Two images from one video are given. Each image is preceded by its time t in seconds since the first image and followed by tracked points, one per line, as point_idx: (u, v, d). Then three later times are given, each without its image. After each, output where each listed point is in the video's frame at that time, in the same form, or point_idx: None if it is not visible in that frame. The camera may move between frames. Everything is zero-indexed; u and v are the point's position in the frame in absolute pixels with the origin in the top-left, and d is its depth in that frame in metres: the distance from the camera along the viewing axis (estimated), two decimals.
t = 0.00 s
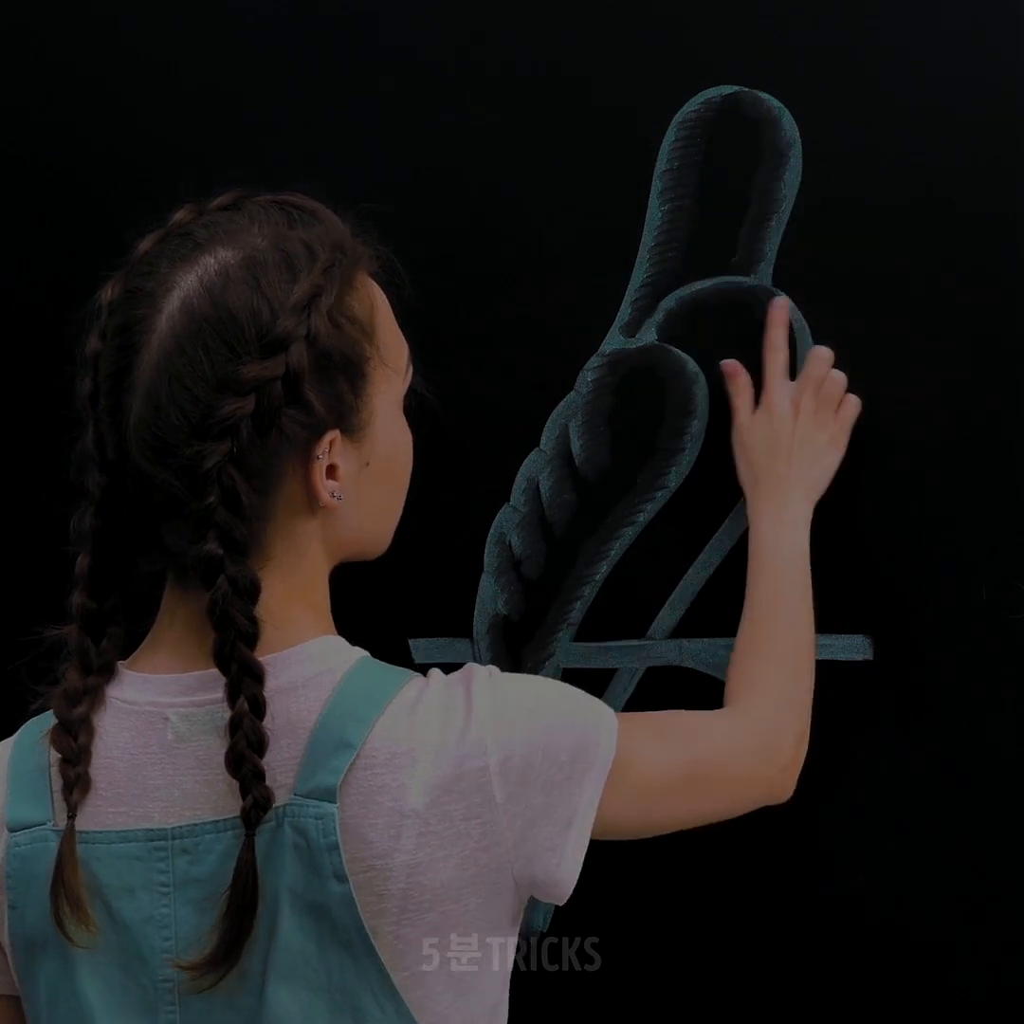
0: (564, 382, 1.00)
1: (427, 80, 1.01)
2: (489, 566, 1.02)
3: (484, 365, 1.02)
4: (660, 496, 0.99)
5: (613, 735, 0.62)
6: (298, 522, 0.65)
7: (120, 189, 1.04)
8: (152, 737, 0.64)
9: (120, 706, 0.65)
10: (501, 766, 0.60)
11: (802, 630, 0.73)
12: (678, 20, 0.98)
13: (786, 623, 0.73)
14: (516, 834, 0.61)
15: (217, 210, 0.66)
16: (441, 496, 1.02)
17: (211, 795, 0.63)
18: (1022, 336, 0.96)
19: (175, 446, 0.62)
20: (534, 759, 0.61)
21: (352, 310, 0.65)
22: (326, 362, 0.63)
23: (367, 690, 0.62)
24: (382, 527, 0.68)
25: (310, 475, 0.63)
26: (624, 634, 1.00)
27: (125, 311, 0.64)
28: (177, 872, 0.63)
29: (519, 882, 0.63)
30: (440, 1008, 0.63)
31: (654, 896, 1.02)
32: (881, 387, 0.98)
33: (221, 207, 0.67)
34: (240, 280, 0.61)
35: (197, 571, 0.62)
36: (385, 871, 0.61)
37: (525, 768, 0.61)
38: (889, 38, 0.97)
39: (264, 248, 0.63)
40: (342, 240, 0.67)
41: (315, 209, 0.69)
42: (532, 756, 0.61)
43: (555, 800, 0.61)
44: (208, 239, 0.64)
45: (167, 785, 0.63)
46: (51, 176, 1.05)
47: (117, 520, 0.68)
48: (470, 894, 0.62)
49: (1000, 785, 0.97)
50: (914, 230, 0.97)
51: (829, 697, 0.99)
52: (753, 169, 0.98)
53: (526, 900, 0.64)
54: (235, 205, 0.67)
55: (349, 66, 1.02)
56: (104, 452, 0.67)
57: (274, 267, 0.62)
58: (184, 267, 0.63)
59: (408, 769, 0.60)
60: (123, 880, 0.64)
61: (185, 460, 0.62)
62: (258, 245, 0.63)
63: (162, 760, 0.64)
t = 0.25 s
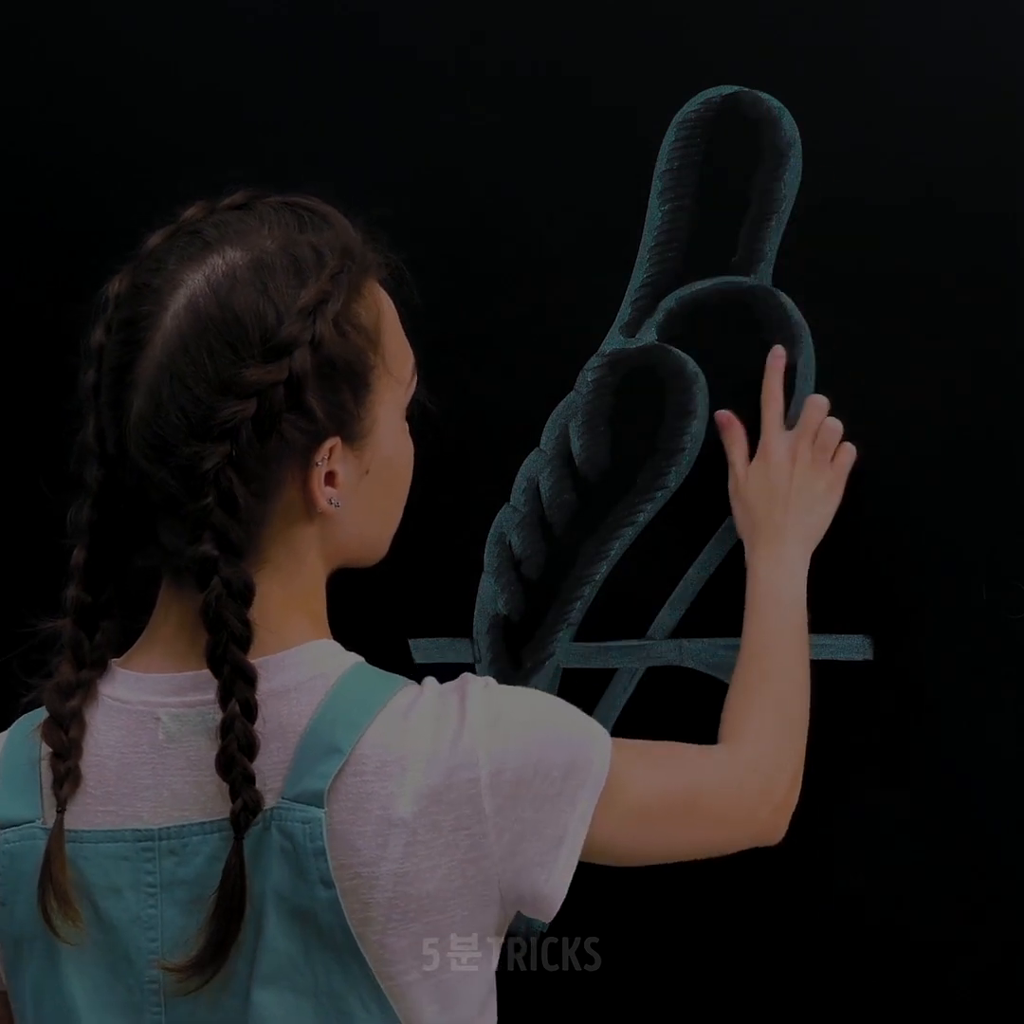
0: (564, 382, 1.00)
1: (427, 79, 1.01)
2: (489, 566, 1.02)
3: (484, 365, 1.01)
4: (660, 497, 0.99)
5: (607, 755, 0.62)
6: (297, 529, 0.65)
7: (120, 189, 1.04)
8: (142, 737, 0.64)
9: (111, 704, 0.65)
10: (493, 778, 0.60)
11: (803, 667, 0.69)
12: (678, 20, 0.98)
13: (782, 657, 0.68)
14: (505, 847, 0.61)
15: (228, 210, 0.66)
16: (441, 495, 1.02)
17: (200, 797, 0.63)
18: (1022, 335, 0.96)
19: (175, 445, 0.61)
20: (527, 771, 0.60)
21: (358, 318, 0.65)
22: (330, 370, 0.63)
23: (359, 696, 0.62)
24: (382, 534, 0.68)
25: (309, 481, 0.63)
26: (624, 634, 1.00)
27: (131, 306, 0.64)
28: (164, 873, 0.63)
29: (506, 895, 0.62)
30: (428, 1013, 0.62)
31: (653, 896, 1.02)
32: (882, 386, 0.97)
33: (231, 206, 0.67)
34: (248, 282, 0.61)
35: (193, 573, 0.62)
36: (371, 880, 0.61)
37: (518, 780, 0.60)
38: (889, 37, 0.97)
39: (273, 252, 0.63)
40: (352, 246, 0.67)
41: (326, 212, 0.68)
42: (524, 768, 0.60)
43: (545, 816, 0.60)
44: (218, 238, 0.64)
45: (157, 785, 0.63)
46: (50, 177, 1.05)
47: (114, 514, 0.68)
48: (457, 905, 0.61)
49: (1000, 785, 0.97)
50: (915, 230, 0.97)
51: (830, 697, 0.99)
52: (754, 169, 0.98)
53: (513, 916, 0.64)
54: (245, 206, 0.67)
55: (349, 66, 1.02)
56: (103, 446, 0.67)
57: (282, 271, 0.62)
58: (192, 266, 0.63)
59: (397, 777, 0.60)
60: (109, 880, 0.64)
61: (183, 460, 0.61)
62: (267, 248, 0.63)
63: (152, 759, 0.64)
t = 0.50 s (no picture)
0: (563, 382, 1.00)
1: (427, 79, 1.01)
2: (489, 566, 1.02)
3: (484, 365, 1.01)
4: (660, 497, 0.99)
5: (589, 778, 0.62)
6: (280, 531, 0.65)
7: (120, 190, 1.04)
8: (122, 740, 0.64)
9: (91, 706, 0.65)
10: (474, 789, 0.60)
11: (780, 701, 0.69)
12: (678, 20, 0.98)
13: (764, 721, 0.68)
14: (484, 860, 0.60)
15: (218, 209, 0.66)
16: (440, 495, 1.02)
17: (179, 800, 0.63)
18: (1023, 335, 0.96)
19: (160, 443, 0.61)
20: (509, 785, 0.60)
21: (347, 320, 0.65)
22: (317, 370, 0.63)
23: (340, 701, 0.61)
24: (366, 538, 0.68)
25: (293, 483, 0.63)
26: (624, 634, 1.00)
27: (118, 304, 0.64)
28: (142, 876, 0.63)
29: (484, 907, 0.62)
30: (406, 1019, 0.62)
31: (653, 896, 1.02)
32: (881, 386, 0.97)
33: (222, 207, 0.67)
34: (235, 281, 0.61)
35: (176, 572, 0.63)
36: (348, 888, 0.60)
37: (499, 793, 0.60)
38: (889, 37, 0.97)
39: (262, 251, 0.63)
40: (340, 248, 0.67)
41: (317, 214, 0.68)
42: (506, 782, 0.60)
43: (526, 832, 0.60)
44: (206, 237, 0.64)
45: (135, 788, 0.63)
46: (50, 177, 1.05)
47: (98, 513, 0.69)
48: (435, 916, 0.61)
49: (1000, 785, 0.97)
50: (915, 230, 0.97)
51: (831, 698, 0.99)
52: (754, 169, 0.98)
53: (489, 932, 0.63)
54: (236, 206, 0.67)
55: (348, 66, 1.02)
56: (88, 444, 0.67)
57: (270, 271, 0.62)
58: (180, 264, 0.63)
59: (376, 786, 0.60)
60: (87, 883, 0.64)
61: (168, 458, 0.61)
62: (256, 247, 0.63)
63: (131, 762, 0.63)
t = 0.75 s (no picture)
0: (563, 382, 1.00)
1: (427, 79, 1.01)
2: (489, 566, 1.01)
3: (483, 364, 1.01)
4: (660, 497, 0.99)
5: (561, 807, 0.61)
6: (255, 534, 0.65)
7: (119, 189, 1.04)
8: (91, 741, 0.64)
9: (62, 705, 0.65)
10: (443, 803, 0.60)
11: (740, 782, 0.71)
12: (678, 20, 0.98)
13: (722, 793, 0.69)
14: (450, 877, 0.60)
15: (209, 210, 0.66)
16: (439, 494, 1.02)
17: (148, 802, 0.63)
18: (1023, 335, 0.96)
19: (140, 438, 0.61)
20: (479, 802, 0.60)
21: (331, 326, 0.65)
22: (300, 373, 0.63)
23: (310, 707, 0.61)
24: (340, 545, 0.68)
25: (271, 486, 0.63)
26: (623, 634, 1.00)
27: (103, 297, 0.64)
28: (110, 877, 0.63)
29: (448, 922, 0.62)
30: None
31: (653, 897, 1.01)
32: (881, 386, 0.97)
33: (212, 209, 0.67)
34: (222, 280, 0.61)
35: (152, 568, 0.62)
36: (312, 897, 0.60)
37: (468, 809, 0.60)
38: (888, 36, 0.97)
39: (250, 252, 0.63)
40: (328, 255, 0.67)
41: (304, 221, 0.69)
42: (476, 798, 0.60)
43: (494, 854, 0.60)
44: (195, 236, 0.64)
45: (104, 789, 0.63)
46: (49, 178, 1.05)
47: (75, 506, 0.68)
48: (399, 928, 0.61)
49: (998, 785, 0.97)
50: (915, 230, 0.97)
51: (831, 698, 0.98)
52: (754, 169, 0.98)
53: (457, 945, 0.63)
54: (226, 208, 0.67)
55: (348, 67, 1.02)
56: (67, 439, 0.67)
57: (257, 272, 0.62)
58: (167, 261, 0.63)
59: (344, 794, 0.60)
60: (55, 883, 0.64)
61: (146, 452, 0.61)
62: (244, 248, 0.63)
63: (101, 763, 0.63)
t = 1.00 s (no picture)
0: (563, 382, 1.00)
1: (428, 79, 1.01)
2: (489, 566, 1.01)
3: (483, 363, 1.01)
4: (660, 496, 0.99)
5: (537, 828, 0.61)
6: (231, 526, 0.64)
7: (119, 190, 1.04)
8: (67, 744, 0.64)
9: (38, 708, 0.65)
10: (418, 809, 0.59)
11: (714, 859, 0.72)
12: (677, 21, 0.98)
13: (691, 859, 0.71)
14: (423, 884, 0.60)
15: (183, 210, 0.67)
16: (439, 493, 1.01)
17: (124, 805, 0.63)
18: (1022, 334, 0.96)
19: (117, 425, 0.61)
20: (456, 811, 0.60)
21: (306, 318, 0.66)
22: (277, 361, 0.63)
23: (286, 709, 0.61)
24: (313, 546, 0.68)
25: (247, 474, 0.63)
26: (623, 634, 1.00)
27: (78, 291, 0.65)
28: (87, 881, 0.63)
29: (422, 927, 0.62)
30: None
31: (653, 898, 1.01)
32: (881, 386, 0.97)
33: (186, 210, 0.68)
34: (198, 270, 0.62)
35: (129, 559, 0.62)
36: (286, 899, 0.60)
37: (445, 819, 0.60)
38: (888, 37, 0.97)
39: (224, 244, 0.64)
40: (303, 255, 0.68)
41: (277, 225, 0.70)
42: (452, 808, 0.60)
43: (471, 865, 0.60)
44: (169, 233, 0.64)
45: (79, 792, 0.63)
46: (48, 178, 1.05)
47: (47, 507, 0.68)
48: (373, 934, 0.61)
49: (999, 783, 0.97)
50: (914, 230, 0.97)
51: (831, 699, 0.98)
52: (754, 170, 0.98)
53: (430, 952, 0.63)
54: (200, 211, 0.68)
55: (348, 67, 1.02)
56: (41, 439, 0.67)
57: (232, 263, 0.63)
58: (143, 254, 0.63)
59: (319, 796, 0.60)
60: (31, 888, 0.65)
61: (123, 439, 0.61)
62: (219, 242, 0.64)
63: (77, 767, 0.63)
